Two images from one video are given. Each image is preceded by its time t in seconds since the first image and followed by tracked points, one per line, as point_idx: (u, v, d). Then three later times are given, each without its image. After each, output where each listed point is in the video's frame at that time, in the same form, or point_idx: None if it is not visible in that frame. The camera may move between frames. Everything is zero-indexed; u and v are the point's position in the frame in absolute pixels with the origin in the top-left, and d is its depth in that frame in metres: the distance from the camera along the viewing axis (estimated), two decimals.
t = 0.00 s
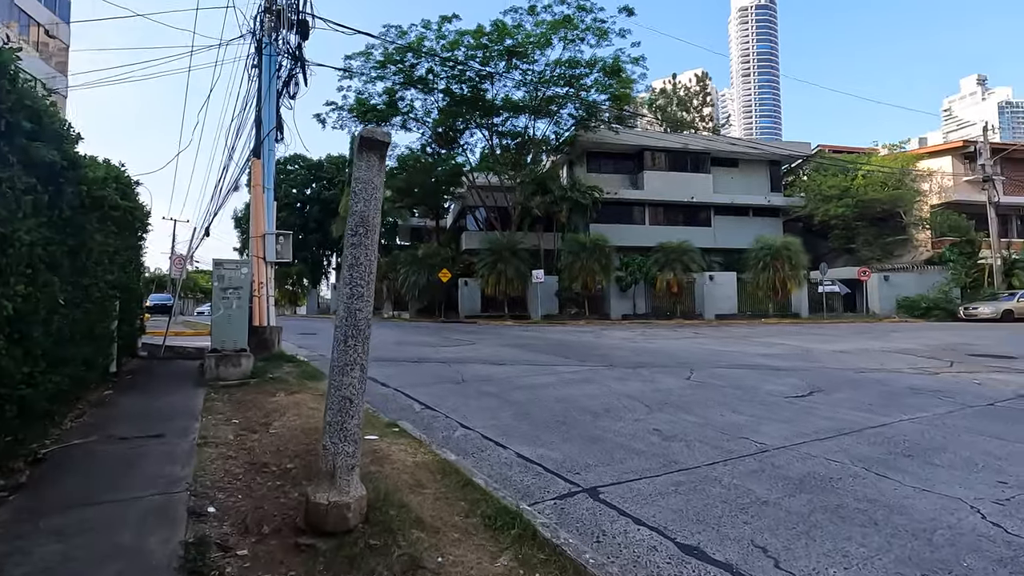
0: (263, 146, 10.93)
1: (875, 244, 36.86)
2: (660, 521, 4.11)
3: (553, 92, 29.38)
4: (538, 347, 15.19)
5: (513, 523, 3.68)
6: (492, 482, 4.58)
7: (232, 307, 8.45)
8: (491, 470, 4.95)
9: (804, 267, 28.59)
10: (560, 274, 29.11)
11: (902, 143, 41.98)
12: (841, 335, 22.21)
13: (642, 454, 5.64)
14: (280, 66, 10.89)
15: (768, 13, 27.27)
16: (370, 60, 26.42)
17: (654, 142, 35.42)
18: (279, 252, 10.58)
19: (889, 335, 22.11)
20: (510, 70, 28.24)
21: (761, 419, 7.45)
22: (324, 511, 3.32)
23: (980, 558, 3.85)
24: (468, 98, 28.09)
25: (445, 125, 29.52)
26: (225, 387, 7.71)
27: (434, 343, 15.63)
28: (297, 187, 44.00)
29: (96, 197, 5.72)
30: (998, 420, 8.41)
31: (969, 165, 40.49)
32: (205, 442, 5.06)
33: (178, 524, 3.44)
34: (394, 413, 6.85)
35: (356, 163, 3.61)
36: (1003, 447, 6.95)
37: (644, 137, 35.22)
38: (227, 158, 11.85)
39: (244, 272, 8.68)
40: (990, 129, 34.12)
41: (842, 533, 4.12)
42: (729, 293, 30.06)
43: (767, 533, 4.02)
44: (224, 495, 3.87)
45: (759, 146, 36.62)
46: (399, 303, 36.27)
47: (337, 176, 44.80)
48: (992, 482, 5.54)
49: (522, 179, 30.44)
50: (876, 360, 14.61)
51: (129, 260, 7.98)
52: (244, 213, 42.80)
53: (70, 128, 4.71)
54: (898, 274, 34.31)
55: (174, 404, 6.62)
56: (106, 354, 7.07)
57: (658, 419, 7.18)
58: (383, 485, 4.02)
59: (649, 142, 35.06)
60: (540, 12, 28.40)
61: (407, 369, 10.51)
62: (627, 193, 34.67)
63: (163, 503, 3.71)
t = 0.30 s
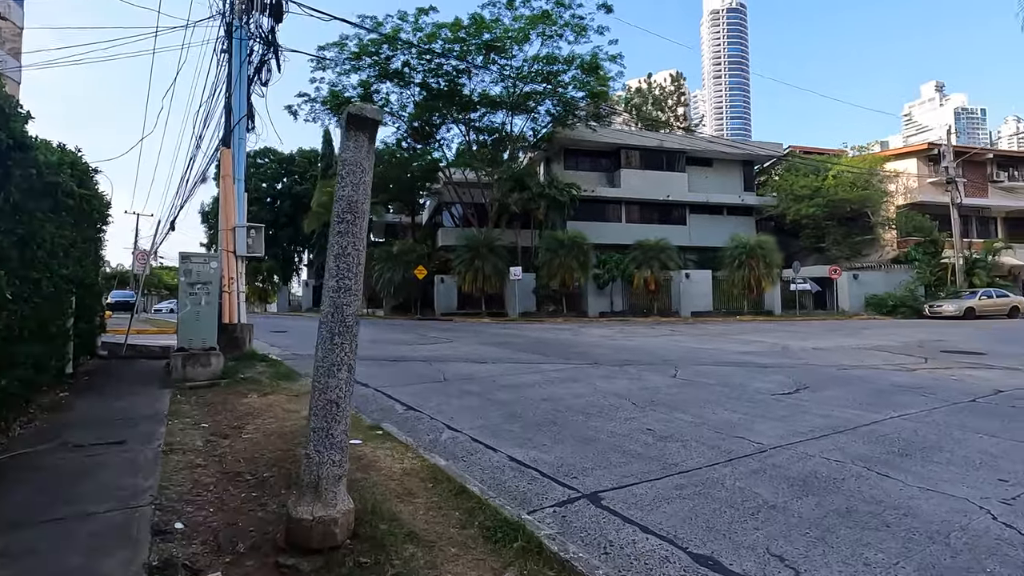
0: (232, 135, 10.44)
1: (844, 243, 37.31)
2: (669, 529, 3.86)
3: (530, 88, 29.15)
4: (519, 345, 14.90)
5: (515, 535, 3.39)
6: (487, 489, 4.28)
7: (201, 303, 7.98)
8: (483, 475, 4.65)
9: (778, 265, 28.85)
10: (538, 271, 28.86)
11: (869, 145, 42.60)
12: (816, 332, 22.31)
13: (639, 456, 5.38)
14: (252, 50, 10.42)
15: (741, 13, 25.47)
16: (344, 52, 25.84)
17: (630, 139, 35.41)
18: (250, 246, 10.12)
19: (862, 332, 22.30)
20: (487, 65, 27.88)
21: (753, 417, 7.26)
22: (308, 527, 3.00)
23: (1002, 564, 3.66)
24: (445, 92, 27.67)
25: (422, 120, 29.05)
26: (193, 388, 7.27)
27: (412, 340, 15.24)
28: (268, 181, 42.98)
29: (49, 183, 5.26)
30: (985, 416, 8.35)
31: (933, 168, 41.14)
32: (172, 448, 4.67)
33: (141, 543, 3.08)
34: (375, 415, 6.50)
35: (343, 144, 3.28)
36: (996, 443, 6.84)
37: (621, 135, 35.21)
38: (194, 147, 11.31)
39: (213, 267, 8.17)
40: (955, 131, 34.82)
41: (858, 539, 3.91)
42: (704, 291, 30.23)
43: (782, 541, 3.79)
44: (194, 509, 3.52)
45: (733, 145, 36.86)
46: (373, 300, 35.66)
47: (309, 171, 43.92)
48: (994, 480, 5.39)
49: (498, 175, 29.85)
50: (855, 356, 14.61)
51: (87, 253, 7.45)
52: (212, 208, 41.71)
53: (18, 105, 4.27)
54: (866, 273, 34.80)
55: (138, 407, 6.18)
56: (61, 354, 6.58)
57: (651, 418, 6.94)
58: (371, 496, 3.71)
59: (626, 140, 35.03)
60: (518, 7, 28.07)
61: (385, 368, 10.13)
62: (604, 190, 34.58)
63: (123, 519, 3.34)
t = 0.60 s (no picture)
0: (205, 127, 9.98)
1: (818, 244, 37.81)
2: (689, 545, 3.61)
3: (510, 86, 28.92)
4: (502, 346, 14.58)
5: (531, 559, 3.10)
6: (490, 503, 3.98)
7: (172, 303, 7.50)
8: (484, 486, 4.36)
9: (756, 265, 28.99)
10: (518, 270, 28.58)
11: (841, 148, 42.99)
12: (795, 332, 22.34)
13: (644, 463, 5.11)
14: (226, 37, 10.01)
15: (714, 17, 25.51)
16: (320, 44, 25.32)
17: (609, 139, 35.36)
18: (224, 243, 9.68)
19: (840, 331, 22.38)
20: (467, 62, 27.58)
21: (752, 420, 7.03)
22: (302, 556, 2.68)
23: None
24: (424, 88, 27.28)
25: (400, 116, 28.60)
26: (164, 394, 6.82)
27: (392, 341, 14.83)
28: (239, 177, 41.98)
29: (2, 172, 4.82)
30: (979, 416, 8.23)
31: (902, 170, 41.46)
32: (142, 462, 4.28)
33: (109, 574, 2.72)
34: (362, 422, 6.16)
35: (339, 127, 2.96)
36: (997, 443, 6.69)
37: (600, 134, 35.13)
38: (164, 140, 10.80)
39: (185, 265, 7.73)
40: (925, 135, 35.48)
41: (886, 552, 3.70)
42: (683, 290, 30.33)
43: (808, 556, 3.55)
44: (170, 532, 3.17)
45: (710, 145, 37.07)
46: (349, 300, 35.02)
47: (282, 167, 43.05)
48: (1006, 483, 5.21)
49: (478, 173, 29.83)
50: (838, 355, 14.59)
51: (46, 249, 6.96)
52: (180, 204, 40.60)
53: None
54: (839, 273, 35.15)
55: (104, 415, 5.75)
56: (18, 358, 6.11)
57: (648, 421, 6.69)
58: (368, 517, 3.39)
59: (605, 139, 34.94)
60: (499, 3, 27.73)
61: (368, 371, 9.75)
62: (584, 190, 34.47)
63: (88, 547, 2.97)
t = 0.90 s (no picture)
0: (182, 120, 9.58)
1: (798, 245, 38.04)
2: (714, 566, 3.39)
3: (494, 85, 28.73)
4: (489, 348, 14.29)
5: None
6: (498, 522, 3.74)
7: (149, 306, 7.11)
8: (490, 503, 4.11)
9: (740, 266, 29.05)
10: (502, 270, 28.34)
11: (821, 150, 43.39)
12: (780, 333, 22.31)
13: (654, 476, 4.89)
14: (205, 27, 9.64)
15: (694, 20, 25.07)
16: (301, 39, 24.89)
17: (593, 139, 35.30)
18: (204, 242, 9.27)
19: (824, 332, 22.42)
20: (451, 59, 27.28)
21: (755, 426, 6.85)
22: None
23: None
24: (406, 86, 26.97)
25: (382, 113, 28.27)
26: (141, 403, 6.45)
27: (377, 343, 14.47)
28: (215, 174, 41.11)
29: None
30: (978, 419, 8.13)
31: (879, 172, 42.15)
32: (120, 482, 3.97)
33: None
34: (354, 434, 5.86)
35: (344, 120, 2.74)
36: (1003, 448, 6.56)
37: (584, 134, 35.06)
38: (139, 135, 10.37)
39: (163, 266, 7.33)
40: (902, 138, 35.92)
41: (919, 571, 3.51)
42: (668, 290, 30.37)
43: None
44: (153, 562, 2.88)
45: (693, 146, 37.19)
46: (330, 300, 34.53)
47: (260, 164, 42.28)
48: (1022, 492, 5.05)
49: (461, 172, 29.66)
50: (826, 356, 14.53)
51: (11, 246, 6.60)
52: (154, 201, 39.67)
53: None
54: (819, 273, 35.39)
55: (74, 428, 5.37)
56: None
57: (651, 428, 6.48)
58: (371, 542, 3.14)
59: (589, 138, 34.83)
60: None
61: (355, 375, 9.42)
62: (568, 190, 34.34)
63: None
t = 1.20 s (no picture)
0: (157, 108, 9.13)
1: (780, 245, 38.19)
2: None
3: (480, 82, 28.49)
4: (477, 347, 13.94)
5: None
6: (504, 536, 3.43)
7: (119, 303, 6.67)
8: (495, 515, 3.79)
9: (725, 265, 29.10)
10: (488, 269, 28.03)
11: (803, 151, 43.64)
12: (767, 331, 22.18)
13: (664, 481, 4.60)
14: (182, 11, 9.20)
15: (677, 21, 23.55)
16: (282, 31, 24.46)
17: (578, 138, 35.15)
18: (180, 236, 8.83)
19: (811, 331, 22.33)
20: (436, 55, 26.98)
21: (760, 426, 6.60)
22: None
23: None
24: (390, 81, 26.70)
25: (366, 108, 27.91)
26: (112, 407, 6.03)
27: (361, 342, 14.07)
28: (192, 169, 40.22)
29: None
30: (982, 418, 7.95)
31: (860, 173, 42.59)
32: (85, 496, 3.60)
33: None
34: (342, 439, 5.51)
35: (343, 87, 2.41)
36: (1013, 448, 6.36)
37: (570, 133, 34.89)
38: (111, 124, 9.89)
39: (135, 260, 6.90)
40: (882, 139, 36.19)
41: None
42: (653, 289, 30.30)
43: None
44: None
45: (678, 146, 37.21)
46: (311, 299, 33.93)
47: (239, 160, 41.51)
48: None
49: (446, 170, 29.33)
50: (817, 355, 14.37)
51: None
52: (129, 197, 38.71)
53: None
54: (802, 273, 35.50)
55: (37, 436, 4.96)
56: None
57: (654, 430, 6.20)
58: (369, 561, 2.83)
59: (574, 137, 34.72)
60: None
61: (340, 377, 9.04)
62: (554, 188, 34.14)
63: None
